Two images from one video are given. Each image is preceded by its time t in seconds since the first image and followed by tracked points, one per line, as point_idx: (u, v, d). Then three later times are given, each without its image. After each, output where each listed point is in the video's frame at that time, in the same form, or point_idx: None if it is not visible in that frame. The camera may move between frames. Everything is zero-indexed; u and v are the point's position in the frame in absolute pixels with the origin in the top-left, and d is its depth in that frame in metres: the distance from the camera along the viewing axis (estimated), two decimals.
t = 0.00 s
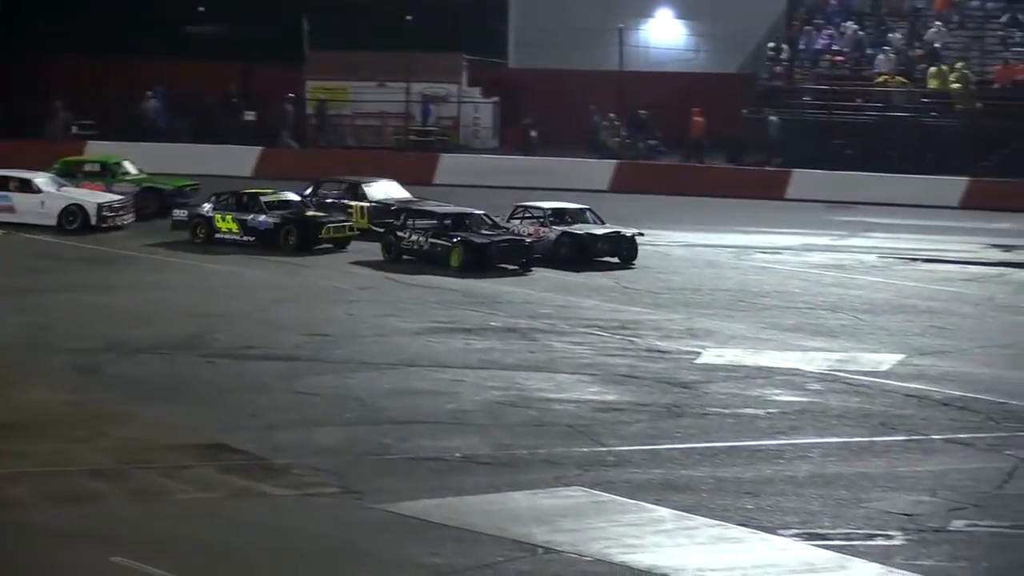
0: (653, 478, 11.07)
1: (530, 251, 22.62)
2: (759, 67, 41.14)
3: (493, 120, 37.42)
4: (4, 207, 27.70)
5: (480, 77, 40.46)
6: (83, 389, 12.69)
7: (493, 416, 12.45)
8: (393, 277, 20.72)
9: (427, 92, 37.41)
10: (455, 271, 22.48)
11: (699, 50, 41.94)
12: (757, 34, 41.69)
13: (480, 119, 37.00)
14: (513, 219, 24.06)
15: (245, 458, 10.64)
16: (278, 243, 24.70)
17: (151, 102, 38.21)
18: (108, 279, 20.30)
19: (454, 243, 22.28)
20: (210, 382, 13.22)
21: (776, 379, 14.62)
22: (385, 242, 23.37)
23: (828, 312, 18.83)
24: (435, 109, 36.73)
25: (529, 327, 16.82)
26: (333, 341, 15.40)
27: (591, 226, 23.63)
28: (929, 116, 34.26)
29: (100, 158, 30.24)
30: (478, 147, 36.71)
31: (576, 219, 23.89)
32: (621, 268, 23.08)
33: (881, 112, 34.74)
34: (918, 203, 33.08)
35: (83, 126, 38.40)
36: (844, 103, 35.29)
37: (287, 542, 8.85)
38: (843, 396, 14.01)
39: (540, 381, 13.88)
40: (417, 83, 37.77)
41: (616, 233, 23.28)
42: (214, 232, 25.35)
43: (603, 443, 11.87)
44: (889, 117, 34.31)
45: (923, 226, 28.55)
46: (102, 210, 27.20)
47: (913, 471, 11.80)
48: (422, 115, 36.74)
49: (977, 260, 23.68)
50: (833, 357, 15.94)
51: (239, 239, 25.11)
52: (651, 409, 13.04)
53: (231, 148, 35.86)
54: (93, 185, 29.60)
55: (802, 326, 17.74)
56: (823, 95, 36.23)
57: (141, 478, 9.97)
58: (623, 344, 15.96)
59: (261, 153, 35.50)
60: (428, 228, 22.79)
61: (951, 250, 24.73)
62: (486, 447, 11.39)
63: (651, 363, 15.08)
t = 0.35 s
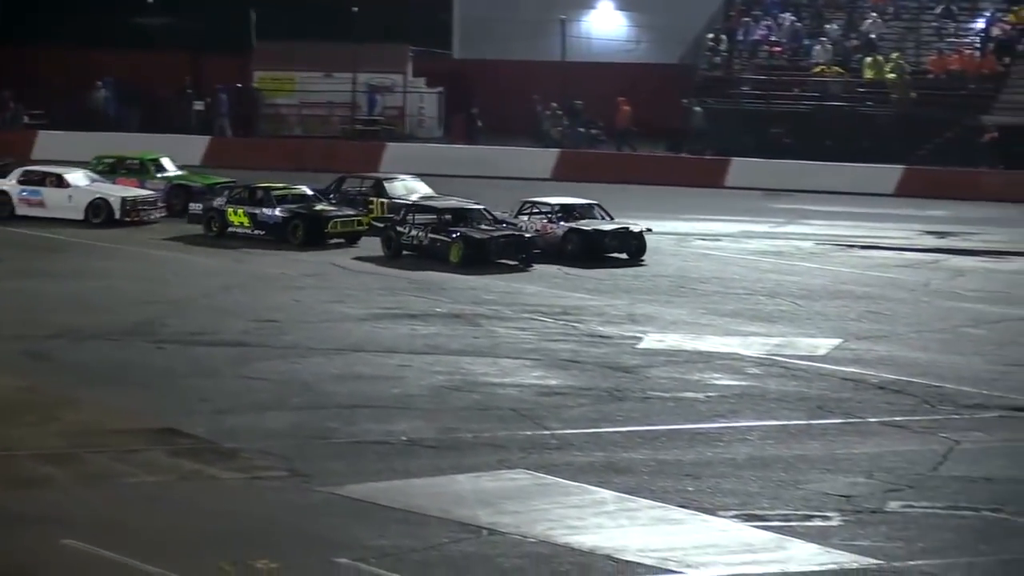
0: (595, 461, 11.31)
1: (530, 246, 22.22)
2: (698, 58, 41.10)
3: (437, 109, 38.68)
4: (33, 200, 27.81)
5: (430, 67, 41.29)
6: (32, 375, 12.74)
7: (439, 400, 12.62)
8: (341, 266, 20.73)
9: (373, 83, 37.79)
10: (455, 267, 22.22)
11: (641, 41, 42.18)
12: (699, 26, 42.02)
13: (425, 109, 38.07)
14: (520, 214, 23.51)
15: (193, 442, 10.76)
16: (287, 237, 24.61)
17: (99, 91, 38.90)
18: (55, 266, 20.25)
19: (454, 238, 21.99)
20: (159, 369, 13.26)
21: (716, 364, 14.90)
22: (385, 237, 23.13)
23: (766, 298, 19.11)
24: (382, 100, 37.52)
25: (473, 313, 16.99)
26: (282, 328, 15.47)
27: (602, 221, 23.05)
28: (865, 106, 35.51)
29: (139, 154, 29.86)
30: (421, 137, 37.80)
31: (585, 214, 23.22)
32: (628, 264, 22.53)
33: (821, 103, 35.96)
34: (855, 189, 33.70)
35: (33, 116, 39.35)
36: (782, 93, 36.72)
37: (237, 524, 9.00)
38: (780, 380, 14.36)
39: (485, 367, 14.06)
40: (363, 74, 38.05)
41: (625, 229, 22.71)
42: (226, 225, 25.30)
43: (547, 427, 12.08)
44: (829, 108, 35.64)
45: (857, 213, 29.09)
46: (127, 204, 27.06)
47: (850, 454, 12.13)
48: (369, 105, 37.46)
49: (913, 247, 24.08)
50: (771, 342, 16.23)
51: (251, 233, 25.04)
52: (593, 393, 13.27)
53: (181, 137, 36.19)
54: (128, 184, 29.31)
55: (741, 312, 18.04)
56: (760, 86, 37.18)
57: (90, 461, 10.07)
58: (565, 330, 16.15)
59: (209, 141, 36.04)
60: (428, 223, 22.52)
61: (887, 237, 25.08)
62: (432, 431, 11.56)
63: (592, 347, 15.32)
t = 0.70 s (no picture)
0: (537, 443, 11.63)
1: (531, 244, 21.90)
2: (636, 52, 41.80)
3: (382, 100, 39.61)
4: (58, 196, 27.77)
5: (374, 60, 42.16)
6: None
7: (385, 383, 12.88)
8: (290, 253, 20.88)
9: (320, 75, 38.81)
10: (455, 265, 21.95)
11: (581, 34, 42.54)
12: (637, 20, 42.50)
13: (371, 101, 39.16)
14: (527, 211, 23.09)
15: (144, 425, 11.02)
16: (293, 233, 24.47)
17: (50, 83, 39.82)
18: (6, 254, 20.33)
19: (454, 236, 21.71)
20: (110, 352, 13.48)
21: (654, 348, 15.26)
22: (386, 234, 23.00)
23: (702, 285, 19.52)
24: (328, 91, 38.20)
25: (418, 300, 17.21)
26: (232, 313, 15.68)
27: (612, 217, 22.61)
28: (798, 97, 35.96)
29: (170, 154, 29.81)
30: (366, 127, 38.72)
31: (591, 211, 22.71)
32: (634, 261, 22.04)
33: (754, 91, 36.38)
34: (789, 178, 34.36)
35: None
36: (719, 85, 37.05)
37: (185, 509, 9.30)
38: (716, 363, 14.77)
39: (429, 351, 14.34)
40: (310, 66, 39.29)
41: (630, 226, 22.22)
42: (235, 221, 25.14)
43: (490, 409, 12.37)
44: (760, 100, 35.98)
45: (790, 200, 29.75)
46: (143, 198, 26.85)
47: (783, 436, 12.53)
48: (315, 97, 38.17)
49: (846, 234, 24.61)
50: (708, 327, 16.63)
51: (259, 229, 24.87)
52: (534, 377, 13.58)
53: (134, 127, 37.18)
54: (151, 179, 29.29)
55: (678, 298, 18.44)
56: (697, 78, 37.64)
57: (44, 445, 10.33)
58: (506, 316, 16.43)
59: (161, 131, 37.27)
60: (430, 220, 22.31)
61: (820, 225, 25.60)
62: (378, 414, 11.83)
63: (533, 332, 15.64)
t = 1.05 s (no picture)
0: (471, 423, 12.07)
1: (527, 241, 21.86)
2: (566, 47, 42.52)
3: (322, 93, 39.36)
4: (69, 192, 27.62)
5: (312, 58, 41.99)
6: None
7: (324, 365, 13.29)
8: (232, 241, 21.14)
9: (261, 70, 38.73)
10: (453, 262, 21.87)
11: (512, 29, 42.70)
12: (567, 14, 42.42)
13: (311, 94, 39.02)
14: (527, 209, 22.95)
15: (94, 409, 11.53)
16: (289, 231, 24.39)
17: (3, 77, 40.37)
18: None
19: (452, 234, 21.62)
20: (57, 338, 13.91)
21: (584, 332, 15.74)
22: (381, 229, 22.84)
23: (631, 271, 20.07)
24: (269, 84, 38.79)
25: (356, 286, 17.54)
26: (176, 298, 16.04)
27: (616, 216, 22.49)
28: (720, 90, 36.66)
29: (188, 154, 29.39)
30: (307, 119, 38.81)
31: (591, 208, 22.55)
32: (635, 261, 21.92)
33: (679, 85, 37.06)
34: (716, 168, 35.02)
35: None
36: (643, 79, 37.63)
37: (132, 492, 9.86)
38: (643, 346, 15.30)
39: (366, 335, 14.73)
40: (250, 61, 39.04)
41: (632, 225, 22.14)
42: (237, 217, 25.14)
43: (426, 391, 12.79)
44: (682, 92, 36.62)
45: (716, 189, 30.52)
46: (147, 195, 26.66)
47: (708, 415, 13.09)
48: (257, 90, 38.83)
49: (766, 222, 25.34)
50: (635, 312, 17.15)
51: (258, 225, 24.85)
52: (468, 360, 14.00)
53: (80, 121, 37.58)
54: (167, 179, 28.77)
55: (606, 283, 18.95)
56: (623, 72, 38.37)
57: None
58: (441, 301, 16.83)
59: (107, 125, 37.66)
60: (427, 217, 22.20)
61: (741, 213, 26.31)
62: (319, 395, 12.29)
63: (468, 317, 16.06)
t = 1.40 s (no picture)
0: (421, 404, 12.72)
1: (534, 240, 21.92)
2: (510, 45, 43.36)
3: (279, 92, 40.11)
4: (89, 190, 27.82)
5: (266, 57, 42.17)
6: None
7: (281, 350, 13.93)
8: (190, 232, 21.61)
9: (222, 70, 39.38)
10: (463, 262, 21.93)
11: (458, 30, 42.44)
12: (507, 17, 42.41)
13: (267, 92, 39.57)
14: (539, 209, 23.08)
15: (63, 391, 12.16)
16: (295, 228, 24.66)
17: None
18: None
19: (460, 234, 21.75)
20: (24, 324, 14.49)
21: (527, 317, 16.42)
22: (392, 229, 23.00)
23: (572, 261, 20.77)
24: (229, 83, 39.34)
25: (311, 274, 18.08)
26: (139, 287, 16.61)
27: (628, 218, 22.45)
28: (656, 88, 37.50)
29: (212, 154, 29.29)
30: (263, 117, 39.46)
31: (600, 209, 22.51)
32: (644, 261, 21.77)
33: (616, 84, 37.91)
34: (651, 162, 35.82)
35: None
36: (583, 78, 38.47)
37: (102, 469, 10.49)
38: (584, 331, 16.01)
39: (320, 321, 15.32)
40: (211, 61, 39.80)
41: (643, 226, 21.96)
42: (247, 215, 25.46)
43: (378, 373, 13.44)
44: (619, 90, 37.25)
45: (655, 182, 31.34)
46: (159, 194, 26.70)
47: (645, 395, 13.83)
48: (217, 89, 39.33)
49: (700, 213, 26.18)
50: (575, 298, 17.86)
51: (267, 224, 25.13)
52: (418, 344, 14.63)
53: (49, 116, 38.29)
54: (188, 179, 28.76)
55: (550, 272, 19.64)
56: (565, 71, 39.07)
57: None
58: (391, 288, 17.42)
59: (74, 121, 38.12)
60: (435, 216, 22.31)
61: (676, 205, 27.16)
62: (277, 377, 12.96)
63: (416, 303, 16.67)
